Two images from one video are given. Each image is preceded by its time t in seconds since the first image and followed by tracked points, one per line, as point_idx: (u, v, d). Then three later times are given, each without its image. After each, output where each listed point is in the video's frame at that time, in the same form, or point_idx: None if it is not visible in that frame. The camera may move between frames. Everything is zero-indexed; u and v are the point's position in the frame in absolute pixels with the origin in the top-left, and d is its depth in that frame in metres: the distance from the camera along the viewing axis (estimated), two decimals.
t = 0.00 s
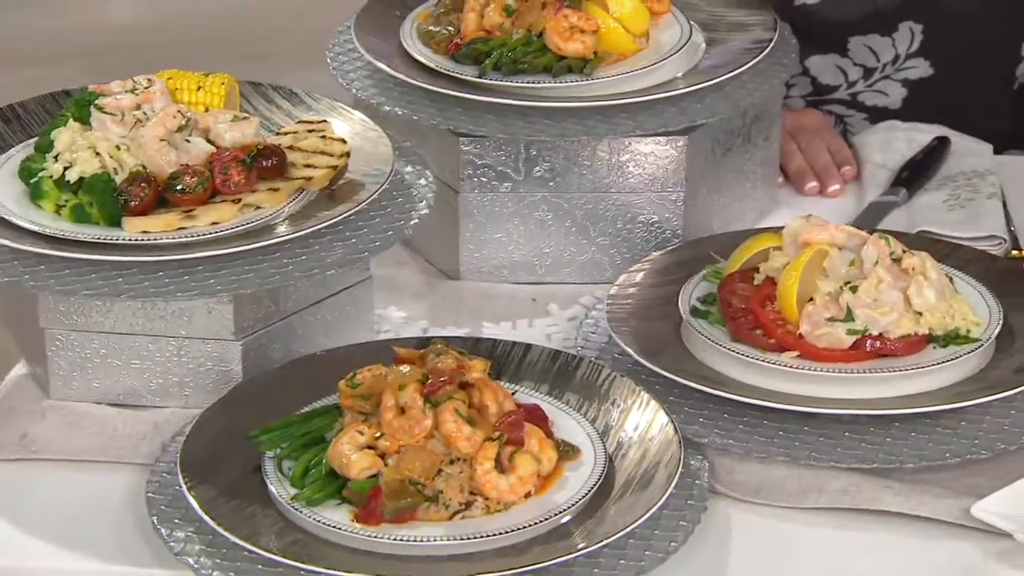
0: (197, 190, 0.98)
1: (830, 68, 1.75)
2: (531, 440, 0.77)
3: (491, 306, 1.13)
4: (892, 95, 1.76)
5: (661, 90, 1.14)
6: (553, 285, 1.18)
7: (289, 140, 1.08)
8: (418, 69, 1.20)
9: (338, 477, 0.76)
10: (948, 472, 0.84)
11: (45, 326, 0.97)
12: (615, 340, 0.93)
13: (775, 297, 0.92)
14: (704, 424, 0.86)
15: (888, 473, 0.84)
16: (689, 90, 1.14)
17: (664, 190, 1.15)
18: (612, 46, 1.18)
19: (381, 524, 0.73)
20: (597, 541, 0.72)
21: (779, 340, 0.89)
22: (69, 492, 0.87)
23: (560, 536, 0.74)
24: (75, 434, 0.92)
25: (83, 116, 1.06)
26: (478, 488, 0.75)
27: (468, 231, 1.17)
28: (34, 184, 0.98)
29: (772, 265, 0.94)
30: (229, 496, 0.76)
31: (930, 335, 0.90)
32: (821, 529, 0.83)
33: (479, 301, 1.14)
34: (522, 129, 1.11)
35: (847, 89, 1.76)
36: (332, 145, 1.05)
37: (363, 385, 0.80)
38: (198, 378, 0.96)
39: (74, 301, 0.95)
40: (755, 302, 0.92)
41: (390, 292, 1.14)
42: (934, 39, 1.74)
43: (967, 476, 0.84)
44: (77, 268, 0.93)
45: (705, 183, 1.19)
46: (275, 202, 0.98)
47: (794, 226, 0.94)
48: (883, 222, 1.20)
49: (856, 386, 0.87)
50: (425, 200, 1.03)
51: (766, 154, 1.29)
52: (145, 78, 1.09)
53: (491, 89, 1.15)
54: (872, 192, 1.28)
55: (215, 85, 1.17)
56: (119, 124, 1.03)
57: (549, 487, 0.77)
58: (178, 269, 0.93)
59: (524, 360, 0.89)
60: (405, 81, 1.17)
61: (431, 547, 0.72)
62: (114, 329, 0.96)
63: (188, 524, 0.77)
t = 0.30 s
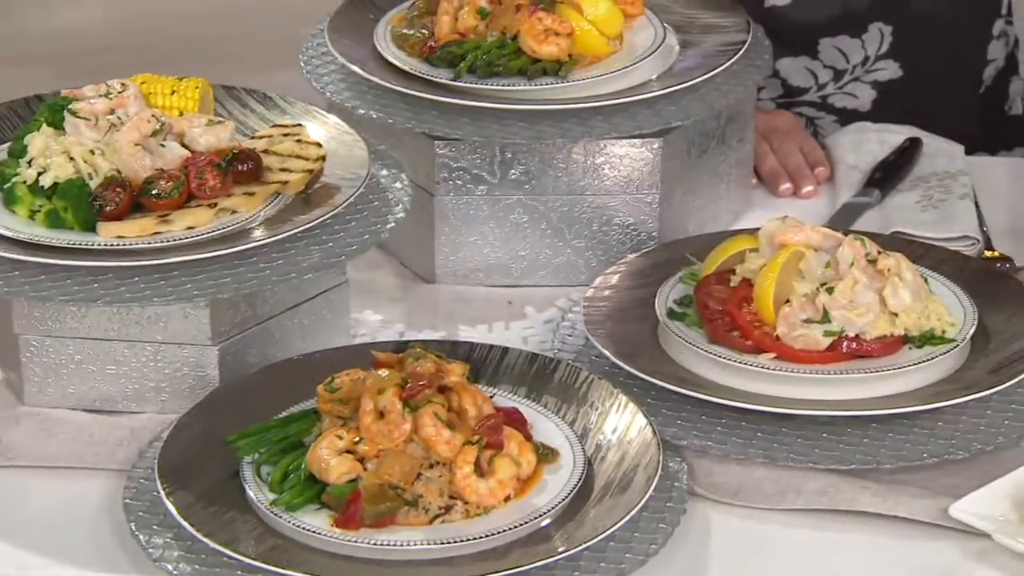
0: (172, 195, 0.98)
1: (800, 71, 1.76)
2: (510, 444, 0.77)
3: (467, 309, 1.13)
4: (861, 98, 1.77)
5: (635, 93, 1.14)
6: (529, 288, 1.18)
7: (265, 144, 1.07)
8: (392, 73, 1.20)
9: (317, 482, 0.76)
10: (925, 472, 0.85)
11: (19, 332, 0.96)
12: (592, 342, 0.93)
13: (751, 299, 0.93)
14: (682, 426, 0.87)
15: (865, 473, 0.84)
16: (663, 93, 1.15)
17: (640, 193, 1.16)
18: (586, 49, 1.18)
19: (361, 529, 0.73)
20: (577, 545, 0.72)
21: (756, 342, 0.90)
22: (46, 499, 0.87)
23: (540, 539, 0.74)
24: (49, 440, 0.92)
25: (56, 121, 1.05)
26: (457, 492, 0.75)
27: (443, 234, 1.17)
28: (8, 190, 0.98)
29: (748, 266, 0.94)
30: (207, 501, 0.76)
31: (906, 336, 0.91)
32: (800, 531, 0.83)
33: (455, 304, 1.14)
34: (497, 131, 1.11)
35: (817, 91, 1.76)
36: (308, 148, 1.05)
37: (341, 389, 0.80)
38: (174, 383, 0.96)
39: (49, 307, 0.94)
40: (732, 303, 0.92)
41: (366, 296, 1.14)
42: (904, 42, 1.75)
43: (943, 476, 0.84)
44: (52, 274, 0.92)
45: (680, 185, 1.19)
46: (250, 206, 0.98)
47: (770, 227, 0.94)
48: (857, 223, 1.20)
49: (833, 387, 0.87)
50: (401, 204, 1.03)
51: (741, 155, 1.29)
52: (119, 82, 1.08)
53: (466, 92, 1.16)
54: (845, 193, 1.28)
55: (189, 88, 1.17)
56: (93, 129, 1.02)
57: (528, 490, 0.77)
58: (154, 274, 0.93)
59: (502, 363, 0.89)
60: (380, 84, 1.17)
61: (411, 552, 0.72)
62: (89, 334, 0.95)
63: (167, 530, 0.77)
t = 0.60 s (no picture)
0: (148, 198, 0.97)
1: (773, 71, 1.77)
2: (489, 445, 0.77)
3: (443, 310, 1.13)
4: (834, 98, 1.78)
5: (610, 94, 1.14)
6: (505, 289, 1.18)
7: (240, 146, 1.07)
8: (366, 74, 1.20)
9: (296, 485, 0.76)
10: (903, 471, 0.85)
11: None
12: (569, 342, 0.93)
13: (728, 298, 0.93)
14: (661, 426, 0.87)
15: (843, 472, 0.85)
16: (638, 93, 1.15)
17: (616, 193, 1.16)
18: (561, 49, 1.19)
19: (341, 531, 0.73)
20: (557, 546, 0.72)
21: (734, 341, 0.90)
22: (23, 504, 0.86)
23: (520, 541, 0.74)
24: (25, 444, 0.91)
25: (30, 124, 1.05)
26: (437, 493, 0.75)
27: (419, 235, 1.17)
28: None
29: (725, 266, 0.95)
30: (185, 504, 0.76)
31: (883, 335, 0.91)
32: (779, 530, 0.83)
33: (432, 306, 1.14)
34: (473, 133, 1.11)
35: (790, 91, 1.78)
36: (283, 151, 1.05)
37: (320, 392, 0.80)
38: (151, 387, 0.95)
39: (24, 311, 0.94)
40: (709, 303, 0.92)
41: (342, 297, 1.14)
42: (875, 41, 1.76)
43: (921, 475, 0.85)
44: (27, 278, 0.92)
45: (655, 185, 1.20)
46: (226, 209, 0.98)
47: (746, 227, 0.94)
48: (831, 223, 1.21)
49: (810, 387, 0.87)
50: (377, 205, 1.03)
51: (715, 155, 1.30)
52: (94, 84, 1.07)
53: (441, 93, 1.16)
54: (819, 192, 1.29)
55: (164, 91, 1.15)
56: (67, 131, 1.02)
57: (508, 491, 0.77)
58: (129, 277, 0.93)
59: (480, 364, 0.89)
60: (356, 86, 1.17)
61: (392, 553, 0.72)
62: (64, 338, 0.95)
63: (145, 534, 0.76)
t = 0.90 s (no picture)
0: (121, 199, 0.97)
1: (748, 69, 1.78)
2: (467, 445, 0.77)
3: (418, 310, 1.12)
4: (808, 95, 1.79)
5: (584, 93, 1.15)
6: (480, 288, 1.17)
7: (214, 146, 1.07)
8: (339, 73, 1.20)
9: (274, 486, 0.76)
10: (879, 468, 0.86)
11: None
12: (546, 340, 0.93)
13: (704, 296, 0.93)
14: (638, 425, 0.88)
15: (819, 470, 0.85)
16: (611, 92, 1.15)
17: (590, 192, 1.16)
18: (534, 49, 1.19)
19: (319, 532, 0.73)
20: (535, 545, 0.73)
21: (710, 340, 0.91)
22: None
23: (499, 540, 0.74)
24: None
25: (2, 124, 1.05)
26: (415, 493, 0.75)
27: (394, 235, 1.17)
28: None
29: (700, 264, 0.95)
30: (162, 506, 0.75)
31: (858, 333, 0.92)
32: (756, 527, 0.84)
33: (407, 306, 1.13)
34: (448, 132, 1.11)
35: (765, 88, 1.78)
36: (258, 150, 1.04)
37: (296, 393, 0.80)
38: (125, 388, 0.95)
39: None
40: (685, 301, 0.93)
41: (317, 298, 1.13)
42: (850, 35, 1.76)
43: (896, 472, 0.85)
44: None
45: (630, 184, 1.20)
46: (200, 209, 0.97)
47: (722, 225, 0.95)
48: (805, 221, 1.21)
49: (786, 384, 0.88)
50: (352, 205, 1.03)
51: (689, 154, 1.30)
52: (65, 85, 1.07)
53: (414, 93, 1.15)
54: (791, 190, 1.29)
55: (136, 92, 1.15)
56: (39, 133, 1.02)
57: (486, 491, 0.77)
58: (103, 278, 0.92)
59: (456, 364, 0.89)
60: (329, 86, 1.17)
61: (370, 554, 0.72)
62: (38, 340, 0.94)
63: (122, 536, 0.76)
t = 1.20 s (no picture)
0: (95, 201, 0.96)
1: (717, 68, 1.78)
2: (446, 446, 0.77)
3: (393, 311, 1.12)
4: (778, 93, 1.79)
5: (559, 93, 1.15)
6: (455, 288, 1.18)
7: (188, 148, 1.06)
8: (312, 74, 1.20)
9: (252, 488, 0.76)
10: (856, 467, 0.86)
11: None
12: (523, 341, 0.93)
13: (680, 296, 0.94)
14: (615, 425, 0.88)
15: (796, 468, 0.85)
16: (586, 92, 1.15)
17: (565, 193, 1.16)
18: (508, 49, 1.19)
19: (298, 535, 0.73)
20: (514, 546, 0.73)
21: (687, 339, 0.91)
22: None
23: (478, 541, 0.74)
24: None
25: None
26: (394, 494, 0.75)
27: (369, 236, 1.16)
28: None
29: (676, 264, 0.95)
30: (139, 509, 0.75)
31: (833, 331, 0.92)
32: (733, 525, 0.84)
33: (382, 307, 1.13)
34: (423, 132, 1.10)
35: (734, 87, 1.78)
36: (232, 152, 1.04)
37: (274, 395, 0.80)
38: (100, 391, 0.94)
39: None
40: (661, 301, 0.93)
41: (292, 299, 1.13)
42: (817, 36, 1.77)
43: (873, 470, 0.86)
44: None
45: (604, 183, 1.20)
46: (175, 211, 0.97)
47: (697, 225, 0.95)
48: (779, 220, 1.22)
49: (763, 383, 0.88)
50: (326, 206, 1.03)
51: (663, 153, 1.30)
52: (37, 86, 1.07)
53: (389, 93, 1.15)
54: (764, 189, 1.30)
55: (109, 94, 1.15)
56: (12, 135, 1.02)
57: (465, 492, 0.77)
58: (77, 281, 0.91)
59: (433, 364, 0.89)
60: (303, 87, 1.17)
61: (349, 556, 0.72)
62: (12, 344, 0.93)
63: (99, 540, 0.76)
